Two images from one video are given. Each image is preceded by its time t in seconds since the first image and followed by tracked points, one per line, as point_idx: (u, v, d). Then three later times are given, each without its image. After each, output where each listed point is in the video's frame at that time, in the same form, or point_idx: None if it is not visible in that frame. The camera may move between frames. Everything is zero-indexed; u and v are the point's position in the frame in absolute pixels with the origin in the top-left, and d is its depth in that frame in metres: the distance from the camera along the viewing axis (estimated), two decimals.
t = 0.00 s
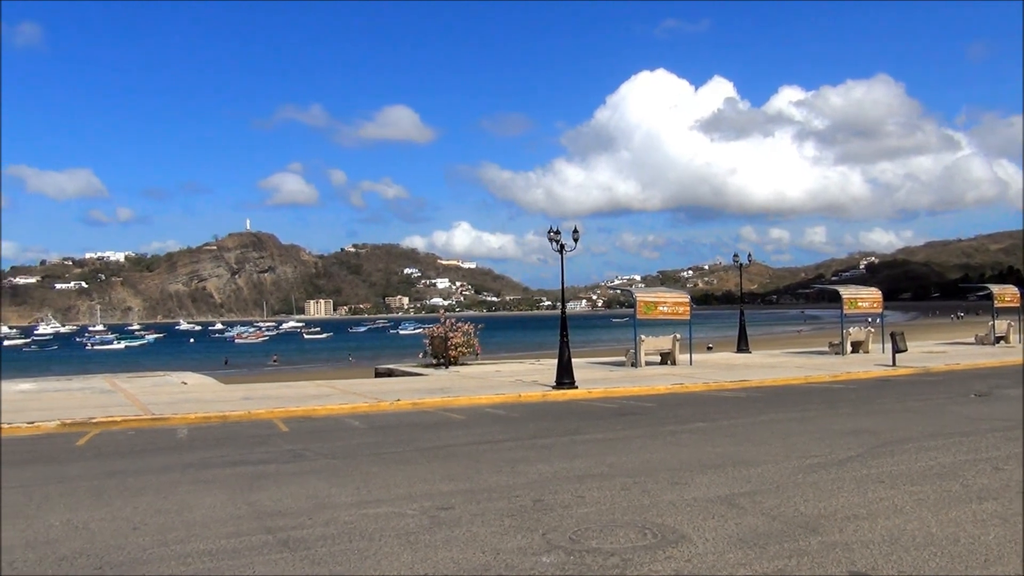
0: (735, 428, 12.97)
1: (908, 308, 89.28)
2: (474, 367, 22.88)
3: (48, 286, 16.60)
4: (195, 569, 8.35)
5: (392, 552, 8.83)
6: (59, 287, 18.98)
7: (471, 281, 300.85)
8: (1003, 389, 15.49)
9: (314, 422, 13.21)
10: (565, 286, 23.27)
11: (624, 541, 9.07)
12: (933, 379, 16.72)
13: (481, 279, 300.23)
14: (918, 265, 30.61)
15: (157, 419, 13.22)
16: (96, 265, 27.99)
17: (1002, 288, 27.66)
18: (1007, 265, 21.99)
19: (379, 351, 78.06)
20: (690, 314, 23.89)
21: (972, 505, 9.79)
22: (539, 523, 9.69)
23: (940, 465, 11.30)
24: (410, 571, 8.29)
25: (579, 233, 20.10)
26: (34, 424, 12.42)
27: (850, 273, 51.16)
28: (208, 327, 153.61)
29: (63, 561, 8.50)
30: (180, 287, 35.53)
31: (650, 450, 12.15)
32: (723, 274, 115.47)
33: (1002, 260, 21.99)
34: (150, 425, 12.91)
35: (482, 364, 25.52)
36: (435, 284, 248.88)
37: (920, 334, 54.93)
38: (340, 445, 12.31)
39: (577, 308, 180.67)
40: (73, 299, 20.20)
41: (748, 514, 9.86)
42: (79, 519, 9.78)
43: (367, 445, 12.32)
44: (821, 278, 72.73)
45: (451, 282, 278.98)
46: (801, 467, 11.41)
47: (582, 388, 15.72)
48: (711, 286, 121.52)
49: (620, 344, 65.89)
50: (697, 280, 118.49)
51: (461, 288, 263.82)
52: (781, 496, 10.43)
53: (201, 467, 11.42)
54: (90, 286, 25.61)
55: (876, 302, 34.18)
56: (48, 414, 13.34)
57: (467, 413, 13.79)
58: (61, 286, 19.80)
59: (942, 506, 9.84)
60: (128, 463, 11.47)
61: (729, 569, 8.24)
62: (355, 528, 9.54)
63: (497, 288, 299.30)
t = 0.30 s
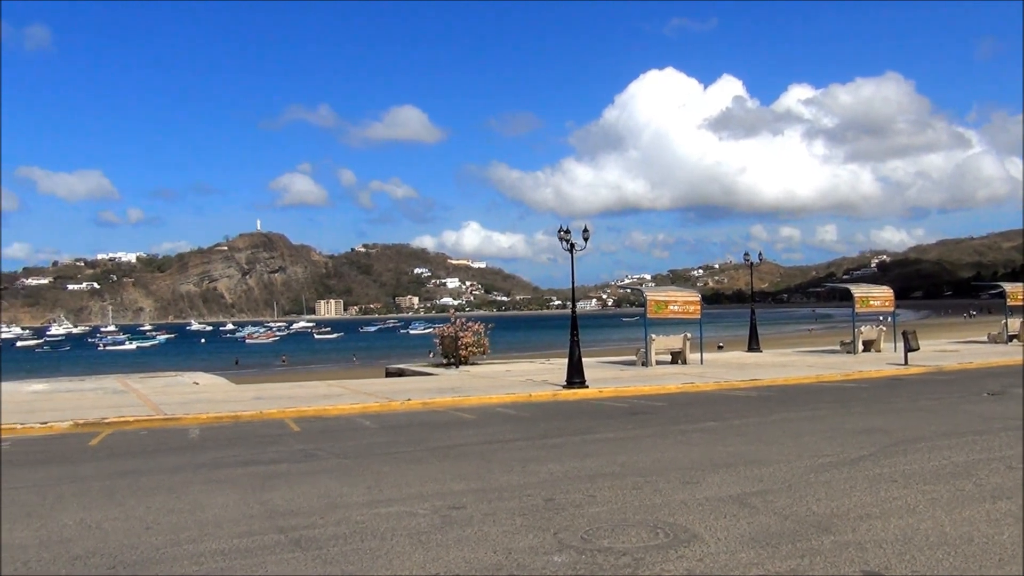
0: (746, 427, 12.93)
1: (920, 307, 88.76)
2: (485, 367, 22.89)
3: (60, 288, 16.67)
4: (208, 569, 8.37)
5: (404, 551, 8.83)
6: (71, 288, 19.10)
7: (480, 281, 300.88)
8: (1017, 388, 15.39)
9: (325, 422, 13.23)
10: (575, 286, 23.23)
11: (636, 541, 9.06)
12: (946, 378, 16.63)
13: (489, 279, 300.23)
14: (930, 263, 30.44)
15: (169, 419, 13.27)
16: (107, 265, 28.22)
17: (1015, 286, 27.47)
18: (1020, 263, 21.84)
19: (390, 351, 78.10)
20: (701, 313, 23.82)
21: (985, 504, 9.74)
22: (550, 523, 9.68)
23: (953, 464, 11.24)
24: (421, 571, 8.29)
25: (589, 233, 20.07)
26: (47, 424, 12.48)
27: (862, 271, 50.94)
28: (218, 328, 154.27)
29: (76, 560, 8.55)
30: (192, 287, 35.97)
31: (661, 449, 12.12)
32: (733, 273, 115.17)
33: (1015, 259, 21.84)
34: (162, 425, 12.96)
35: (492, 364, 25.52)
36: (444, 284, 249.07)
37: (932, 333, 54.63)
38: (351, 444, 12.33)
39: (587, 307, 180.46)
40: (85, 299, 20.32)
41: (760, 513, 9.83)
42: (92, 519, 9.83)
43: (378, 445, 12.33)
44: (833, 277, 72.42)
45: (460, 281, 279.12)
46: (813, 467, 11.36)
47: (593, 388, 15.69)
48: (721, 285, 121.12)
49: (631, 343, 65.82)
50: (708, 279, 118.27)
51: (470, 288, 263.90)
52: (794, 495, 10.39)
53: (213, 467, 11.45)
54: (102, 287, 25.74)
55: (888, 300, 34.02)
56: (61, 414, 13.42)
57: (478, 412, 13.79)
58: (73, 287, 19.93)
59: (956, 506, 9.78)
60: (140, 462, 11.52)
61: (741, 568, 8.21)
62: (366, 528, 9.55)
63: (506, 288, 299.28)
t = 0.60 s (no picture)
0: (758, 427, 12.89)
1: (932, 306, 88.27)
2: (496, 366, 22.89)
3: (73, 289, 16.78)
4: (221, 568, 8.39)
5: (416, 550, 8.84)
6: (83, 288, 19.21)
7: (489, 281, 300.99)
8: None
9: (337, 422, 13.26)
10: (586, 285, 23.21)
11: (648, 540, 9.04)
12: (960, 378, 16.52)
13: (497, 279, 300.05)
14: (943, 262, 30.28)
15: (182, 419, 13.30)
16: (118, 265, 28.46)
17: None
18: None
19: (400, 351, 78.16)
20: (713, 312, 23.77)
21: (999, 504, 9.68)
22: (562, 522, 9.67)
23: (967, 464, 11.17)
24: (435, 570, 8.30)
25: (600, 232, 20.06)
26: (60, 423, 12.54)
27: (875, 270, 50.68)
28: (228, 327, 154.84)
29: (91, 559, 8.59)
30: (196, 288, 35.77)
31: (673, 449, 12.11)
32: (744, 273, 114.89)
33: None
34: (175, 425, 13.00)
35: (503, 364, 25.52)
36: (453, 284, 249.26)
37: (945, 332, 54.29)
38: (363, 444, 12.35)
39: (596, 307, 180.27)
40: (97, 299, 20.42)
41: (773, 513, 9.80)
42: (106, 518, 9.87)
43: (390, 445, 12.34)
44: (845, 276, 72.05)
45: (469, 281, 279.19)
46: (826, 467, 11.32)
47: (604, 387, 15.67)
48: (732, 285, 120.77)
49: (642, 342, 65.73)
50: (718, 279, 118.02)
51: (478, 288, 263.85)
52: (807, 495, 10.35)
53: (226, 466, 11.49)
54: (114, 287, 25.86)
55: (901, 299, 33.88)
56: (75, 414, 13.48)
57: (489, 412, 13.80)
58: (86, 287, 20.03)
59: (970, 506, 9.73)
60: (154, 462, 11.57)
61: (754, 568, 8.19)
62: (378, 527, 9.56)
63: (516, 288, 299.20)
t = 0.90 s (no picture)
0: (772, 426, 12.84)
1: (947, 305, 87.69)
2: (509, 366, 22.89)
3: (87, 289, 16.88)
4: (235, 566, 8.42)
5: (429, 549, 8.85)
6: (97, 287, 19.33)
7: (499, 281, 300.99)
8: None
9: (350, 421, 13.29)
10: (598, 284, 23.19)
11: (661, 539, 9.03)
12: (975, 377, 16.41)
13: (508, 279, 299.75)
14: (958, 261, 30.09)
15: (196, 418, 13.35)
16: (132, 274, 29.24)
17: None
18: None
19: (414, 350, 78.28)
20: (726, 311, 23.71)
21: (1016, 505, 9.61)
22: (575, 522, 9.65)
23: (983, 464, 11.10)
24: (448, 569, 8.31)
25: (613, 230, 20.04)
26: (75, 422, 12.62)
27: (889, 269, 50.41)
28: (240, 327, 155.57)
29: (107, 557, 8.64)
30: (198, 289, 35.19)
31: (686, 448, 12.08)
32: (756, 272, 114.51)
33: None
34: (189, 424, 13.07)
35: (516, 363, 25.53)
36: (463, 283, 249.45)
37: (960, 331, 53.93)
38: (376, 443, 12.38)
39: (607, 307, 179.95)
40: (111, 299, 20.55)
41: (787, 513, 9.76)
42: (121, 516, 9.92)
43: (403, 444, 12.36)
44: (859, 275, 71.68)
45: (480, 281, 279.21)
46: (841, 466, 11.27)
47: (616, 386, 15.65)
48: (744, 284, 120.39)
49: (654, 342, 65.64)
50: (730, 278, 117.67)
51: (489, 287, 263.59)
52: (821, 495, 10.31)
53: (240, 465, 11.53)
54: (128, 288, 26.01)
55: (915, 299, 33.69)
56: (89, 413, 13.56)
57: (502, 411, 13.80)
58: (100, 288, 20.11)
59: (986, 506, 9.66)
60: (168, 460, 11.63)
61: (769, 568, 8.16)
62: (392, 526, 9.56)
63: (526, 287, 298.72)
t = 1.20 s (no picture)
0: (785, 426, 12.79)
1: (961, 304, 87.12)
2: (522, 365, 22.87)
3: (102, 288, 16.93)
4: (249, 565, 8.45)
5: (443, 548, 8.85)
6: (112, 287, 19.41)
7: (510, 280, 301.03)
8: None
9: (363, 420, 13.32)
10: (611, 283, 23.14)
11: (675, 540, 9.00)
12: (991, 377, 16.30)
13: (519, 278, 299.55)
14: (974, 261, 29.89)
15: (210, 417, 13.40)
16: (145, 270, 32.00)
17: None
18: None
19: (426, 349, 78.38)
20: (739, 310, 23.64)
21: None
22: (588, 522, 9.64)
23: (999, 464, 11.03)
24: (462, 568, 8.31)
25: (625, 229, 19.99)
26: (90, 422, 12.69)
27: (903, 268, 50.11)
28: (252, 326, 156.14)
29: (122, 555, 8.68)
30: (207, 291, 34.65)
31: (699, 448, 12.04)
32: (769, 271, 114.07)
33: None
34: (203, 423, 13.12)
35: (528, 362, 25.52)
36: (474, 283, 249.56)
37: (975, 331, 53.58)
38: (389, 442, 12.40)
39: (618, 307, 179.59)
40: (125, 299, 20.60)
41: (801, 513, 9.72)
42: (136, 514, 9.96)
43: (416, 443, 12.37)
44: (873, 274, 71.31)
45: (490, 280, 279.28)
46: (855, 467, 11.21)
47: (629, 386, 15.62)
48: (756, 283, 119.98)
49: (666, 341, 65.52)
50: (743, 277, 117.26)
51: (503, 286, 263.83)
52: (835, 495, 10.26)
53: (253, 464, 11.57)
54: (142, 287, 26.07)
55: (929, 298, 33.50)
56: (103, 412, 13.63)
57: (514, 411, 13.80)
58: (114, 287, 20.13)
59: (1002, 507, 9.60)
60: (182, 459, 11.68)
61: (783, 569, 8.13)
62: (405, 526, 9.57)
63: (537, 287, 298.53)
